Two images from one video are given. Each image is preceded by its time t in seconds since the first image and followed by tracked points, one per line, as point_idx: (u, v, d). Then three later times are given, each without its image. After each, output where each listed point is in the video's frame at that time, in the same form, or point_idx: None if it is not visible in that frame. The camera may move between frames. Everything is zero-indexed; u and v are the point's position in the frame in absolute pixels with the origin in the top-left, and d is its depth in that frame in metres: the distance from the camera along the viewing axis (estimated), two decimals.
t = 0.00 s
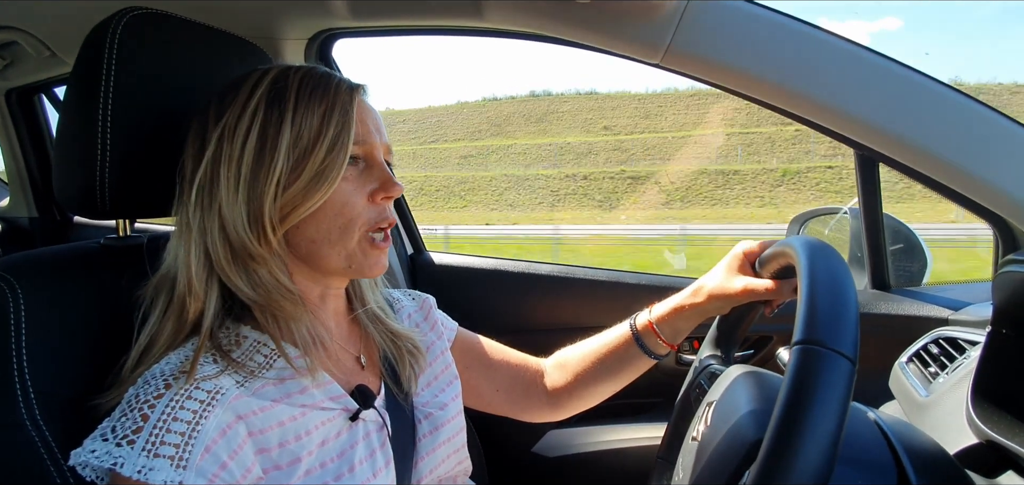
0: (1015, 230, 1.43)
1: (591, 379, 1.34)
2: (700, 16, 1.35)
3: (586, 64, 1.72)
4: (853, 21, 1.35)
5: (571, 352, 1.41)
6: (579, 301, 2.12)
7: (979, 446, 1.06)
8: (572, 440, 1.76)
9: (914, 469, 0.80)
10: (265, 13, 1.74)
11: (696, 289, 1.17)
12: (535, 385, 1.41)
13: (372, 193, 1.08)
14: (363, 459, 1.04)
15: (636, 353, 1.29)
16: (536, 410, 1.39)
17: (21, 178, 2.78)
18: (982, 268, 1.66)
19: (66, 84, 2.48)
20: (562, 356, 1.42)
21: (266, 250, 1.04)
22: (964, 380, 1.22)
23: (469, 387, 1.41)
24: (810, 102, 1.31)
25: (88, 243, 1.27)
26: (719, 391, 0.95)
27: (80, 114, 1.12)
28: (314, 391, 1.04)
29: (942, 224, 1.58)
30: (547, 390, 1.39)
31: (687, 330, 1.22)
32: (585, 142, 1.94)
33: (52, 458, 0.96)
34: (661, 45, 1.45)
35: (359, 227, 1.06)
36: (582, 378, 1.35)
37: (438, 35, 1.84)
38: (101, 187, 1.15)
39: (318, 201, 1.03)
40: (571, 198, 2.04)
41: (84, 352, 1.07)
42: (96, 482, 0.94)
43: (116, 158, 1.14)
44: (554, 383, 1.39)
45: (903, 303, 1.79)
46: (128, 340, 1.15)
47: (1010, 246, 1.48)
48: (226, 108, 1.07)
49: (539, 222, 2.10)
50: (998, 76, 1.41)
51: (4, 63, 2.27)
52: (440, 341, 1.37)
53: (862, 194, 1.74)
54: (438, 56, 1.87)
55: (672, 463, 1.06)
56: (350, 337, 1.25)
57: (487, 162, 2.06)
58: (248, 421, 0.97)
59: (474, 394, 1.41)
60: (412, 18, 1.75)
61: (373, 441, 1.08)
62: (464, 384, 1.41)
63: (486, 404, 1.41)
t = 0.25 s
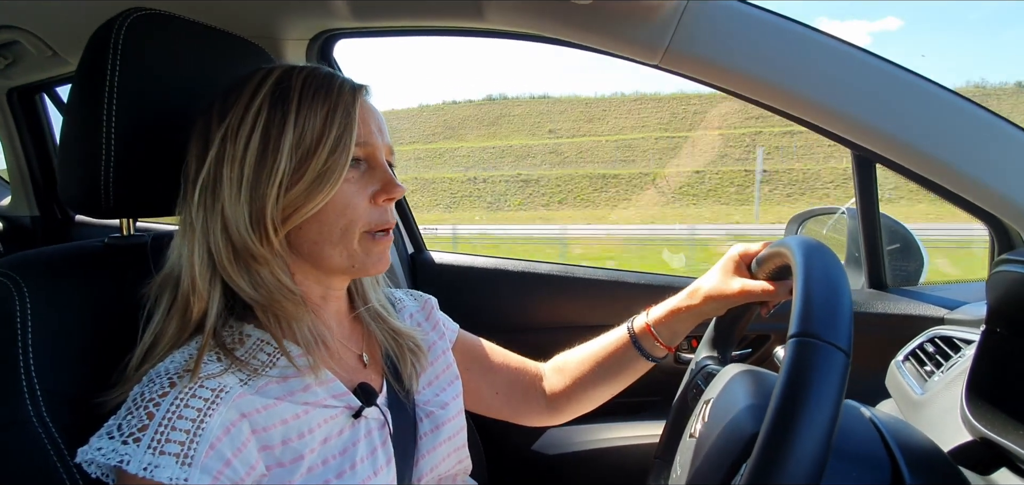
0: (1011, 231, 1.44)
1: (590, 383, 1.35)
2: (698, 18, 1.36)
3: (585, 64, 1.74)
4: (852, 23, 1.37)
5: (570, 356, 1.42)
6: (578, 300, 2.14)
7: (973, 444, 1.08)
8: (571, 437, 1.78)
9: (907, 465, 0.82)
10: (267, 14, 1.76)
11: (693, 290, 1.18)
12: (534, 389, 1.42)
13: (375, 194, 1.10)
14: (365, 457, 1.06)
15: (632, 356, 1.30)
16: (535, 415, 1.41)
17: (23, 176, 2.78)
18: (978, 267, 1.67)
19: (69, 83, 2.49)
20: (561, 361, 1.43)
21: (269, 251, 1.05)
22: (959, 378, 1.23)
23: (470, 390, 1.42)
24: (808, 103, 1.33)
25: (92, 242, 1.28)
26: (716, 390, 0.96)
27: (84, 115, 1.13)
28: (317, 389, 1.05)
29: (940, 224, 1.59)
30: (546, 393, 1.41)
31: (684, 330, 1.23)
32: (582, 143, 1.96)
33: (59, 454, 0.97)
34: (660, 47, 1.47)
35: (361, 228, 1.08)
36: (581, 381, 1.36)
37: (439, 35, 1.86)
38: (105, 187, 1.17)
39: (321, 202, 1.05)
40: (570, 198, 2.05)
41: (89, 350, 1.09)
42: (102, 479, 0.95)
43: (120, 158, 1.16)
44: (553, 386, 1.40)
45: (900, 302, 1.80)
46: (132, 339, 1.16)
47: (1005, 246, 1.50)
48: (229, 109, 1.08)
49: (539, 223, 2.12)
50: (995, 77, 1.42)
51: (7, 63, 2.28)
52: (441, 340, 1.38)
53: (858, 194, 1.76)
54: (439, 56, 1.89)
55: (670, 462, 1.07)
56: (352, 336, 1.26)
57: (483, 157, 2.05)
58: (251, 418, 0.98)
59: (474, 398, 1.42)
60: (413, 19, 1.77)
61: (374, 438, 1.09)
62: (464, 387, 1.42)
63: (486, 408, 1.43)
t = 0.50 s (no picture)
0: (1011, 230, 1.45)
1: (592, 375, 1.37)
2: (698, 19, 1.38)
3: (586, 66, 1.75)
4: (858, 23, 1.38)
5: (572, 348, 1.44)
6: (581, 299, 2.15)
7: (971, 440, 1.09)
8: (573, 435, 1.79)
9: (903, 459, 0.83)
10: (272, 17, 1.78)
11: (694, 287, 1.20)
12: (537, 381, 1.43)
13: (376, 191, 1.12)
14: (368, 448, 1.07)
15: (636, 349, 1.31)
16: (538, 404, 1.42)
17: (31, 177, 2.81)
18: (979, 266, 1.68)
19: (77, 85, 2.52)
20: (564, 351, 1.44)
21: (273, 252, 1.07)
22: (958, 376, 1.24)
23: (474, 380, 1.44)
24: (806, 102, 1.34)
25: (103, 241, 1.31)
26: (716, 386, 0.98)
27: (94, 117, 1.15)
28: (322, 381, 1.07)
29: (939, 224, 1.61)
30: (549, 384, 1.42)
31: (685, 326, 1.24)
32: (587, 142, 1.95)
33: (71, 448, 0.99)
34: (660, 48, 1.49)
35: (363, 226, 1.10)
36: (583, 372, 1.38)
37: (443, 38, 1.88)
38: (115, 188, 1.19)
39: (322, 202, 1.06)
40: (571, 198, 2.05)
41: (100, 347, 1.11)
42: (114, 472, 0.97)
43: (129, 160, 1.18)
44: (557, 377, 1.42)
45: (901, 301, 1.81)
46: (142, 336, 1.18)
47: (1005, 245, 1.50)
48: (229, 114, 1.10)
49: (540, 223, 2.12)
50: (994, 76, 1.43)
51: (17, 65, 2.32)
52: (443, 335, 1.39)
53: (858, 194, 1.77)
54: (442, 58, 1.91)
55: (670, 457, 1.09)
56: (356, 332, 1.28)
57: (478, 153, 2.03)
58: (256, 410, 1.00)
59: (478, 390, 1.44)
60: (416, 21, 1.79)
61: (377, 430, 1.10)
62: (468, 377, 1.44)
63: (488, 398, 1.45)
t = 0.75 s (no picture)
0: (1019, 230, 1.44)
1: (594, 377, 1.36)
2: (702, 18, 1.37)
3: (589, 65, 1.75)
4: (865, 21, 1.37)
5: (574, 350, 1.43)
6: (584, 299, 2.14)
7: (979, 443, 1.08)
8: (576, 436, 1.78)
9: (909, 461, 0.82)
10: (275, 16, 1.78)
11: (697, 287, 1.19)
12: (539, 382, 1.43)
13: (372, 190, 1.11)
14: (369, 449, 1.07)
15: (638, 350, 1.30)
16: (539, 407, 1.42)
17: (37, 176, 2.82)
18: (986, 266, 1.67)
19: (82, 85, 2.52)
20: (565, 354, 1.44)
21: (269, 255, 1.07)
22: (965, 377, 1.23)
23: (475, 383, 1.43)
24: (811, 102, 1.33)
25: (105, 241, 1.31)
26: (719, 387, 0.97)
27: (96, 117, 1.16)
28: (323, 382, 1.06)
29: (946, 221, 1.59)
30: (551, 386, 1.42)
31: (688, 327, 1.23)
32: (590, 142, 1.94)
33: (72, 448, 0.99)
34: (663, 47, 1.48)
35: (358, 226, 1.09)
36: (585, 375, 1.37)
37: (446, 37, 1.88)
38: (116, 188, 1.19)
39: (316, 203, 1.06)
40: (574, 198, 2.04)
41: (101, 346, 1.11)
42: (114, 472, 0.97)
43: (130, 160, 1.17)
44: (559, 379, 1.41)
45: (907, 301, 1.80)
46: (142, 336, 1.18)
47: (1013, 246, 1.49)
48: (222, 116, 1.10)
49: (540, 223, 2.10)
50: (1002, 75, 1.41)
51: (23, 65, 2.33)
52: (445, 336, 1.39)
53: (863, 194, 1.76)
54: (444, 57, 1.90)
55: (672, 458, 1.08)
56: (357, 331, 1.28)
57: (484, 153, 2.03)
58: (257, 411, 1.00)
59: (480, 391, 1.43)
60: (419, 20, 1.78)
61: (379, 431, 1.10)
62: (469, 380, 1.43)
63: (488, 399, 1.44)
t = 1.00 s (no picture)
0: None
1: (595, 376, 1.34)
2: (704, 15, 1.35)
3: (589, 63, 1.73)
4: (869, 19, 1.36)
5: (575, 347, 1.41)
6: (584, 299, 2.13)
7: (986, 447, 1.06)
8: (576, 438, 1.76)
9: (917, 468, 0.80)
10: (272, 12, 1.76)
11: (700, 286, 1.17)
12: (539, 380, 1.41)
13: (367, 190, 1.09)
14: (366, 452, 1.05)
15: (639, 349, 1.29)
16: (539, 405, 1.40)
17: (34, 175, 2.81)
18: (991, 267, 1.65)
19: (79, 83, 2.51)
20: (566, 352, 1.42)
21: (260, 256, 1.06)
22: (971, 380, 1.21)
23: (474, 383, 1.41)
24: (815, 100, 1.31)
25: (98, 239, 1.29)
26: (722, 390, 0.95)
27: (88, 114, 1.14)
28: (318, 384, 1.05)
29: (951, 224, 1.57)
30: (551, 385, 1.40)
31: (690, 327, 1.22)
32: (589, 141, 1.93)
33: (62, 449, 0.97)
34: (665, 44, 1.46)
35: (353, 226, 1.07)
36: (585, 374, 1.36)
37: (445, 34, 1.86)
38: (109, 186, 1.17)
39: (310, 202, 1.04)
40: (574, 198, 2.02)
41: (92, 347, 1.09)
42: (104, 475, 0.95)
43: (123, 158, 1.16)
44: (559, 378, 1.39)
45: (911, 302, 1.78)
46: (135, 336, 1.16)
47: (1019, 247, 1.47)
48: (214, 111, 1.08)
49: (542, 222, 2.11)
50: (1008, 73, 1.39)
51: (19, 63, 2.31)
52: (443, 337, 1.37)
53: (867, 193, 1.74)
54: (443, 54, 1.88)
55: (674, 461, 1.06)
56: (353, 332, 1.26)
57: (483, 150, 2.01)
58: (250, 413, 0.98)
59: (478, 391, 1.42)
60: (418, 17, 1.77)
61: (375, 433, 1.08)
62: (468, 379, 1.41)
63: (488, 398, 1.42)
